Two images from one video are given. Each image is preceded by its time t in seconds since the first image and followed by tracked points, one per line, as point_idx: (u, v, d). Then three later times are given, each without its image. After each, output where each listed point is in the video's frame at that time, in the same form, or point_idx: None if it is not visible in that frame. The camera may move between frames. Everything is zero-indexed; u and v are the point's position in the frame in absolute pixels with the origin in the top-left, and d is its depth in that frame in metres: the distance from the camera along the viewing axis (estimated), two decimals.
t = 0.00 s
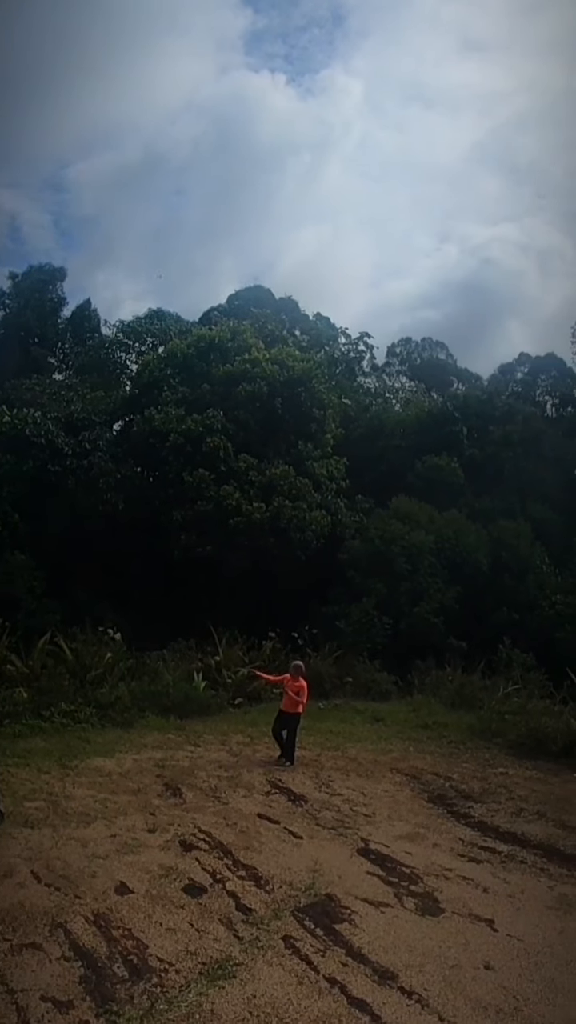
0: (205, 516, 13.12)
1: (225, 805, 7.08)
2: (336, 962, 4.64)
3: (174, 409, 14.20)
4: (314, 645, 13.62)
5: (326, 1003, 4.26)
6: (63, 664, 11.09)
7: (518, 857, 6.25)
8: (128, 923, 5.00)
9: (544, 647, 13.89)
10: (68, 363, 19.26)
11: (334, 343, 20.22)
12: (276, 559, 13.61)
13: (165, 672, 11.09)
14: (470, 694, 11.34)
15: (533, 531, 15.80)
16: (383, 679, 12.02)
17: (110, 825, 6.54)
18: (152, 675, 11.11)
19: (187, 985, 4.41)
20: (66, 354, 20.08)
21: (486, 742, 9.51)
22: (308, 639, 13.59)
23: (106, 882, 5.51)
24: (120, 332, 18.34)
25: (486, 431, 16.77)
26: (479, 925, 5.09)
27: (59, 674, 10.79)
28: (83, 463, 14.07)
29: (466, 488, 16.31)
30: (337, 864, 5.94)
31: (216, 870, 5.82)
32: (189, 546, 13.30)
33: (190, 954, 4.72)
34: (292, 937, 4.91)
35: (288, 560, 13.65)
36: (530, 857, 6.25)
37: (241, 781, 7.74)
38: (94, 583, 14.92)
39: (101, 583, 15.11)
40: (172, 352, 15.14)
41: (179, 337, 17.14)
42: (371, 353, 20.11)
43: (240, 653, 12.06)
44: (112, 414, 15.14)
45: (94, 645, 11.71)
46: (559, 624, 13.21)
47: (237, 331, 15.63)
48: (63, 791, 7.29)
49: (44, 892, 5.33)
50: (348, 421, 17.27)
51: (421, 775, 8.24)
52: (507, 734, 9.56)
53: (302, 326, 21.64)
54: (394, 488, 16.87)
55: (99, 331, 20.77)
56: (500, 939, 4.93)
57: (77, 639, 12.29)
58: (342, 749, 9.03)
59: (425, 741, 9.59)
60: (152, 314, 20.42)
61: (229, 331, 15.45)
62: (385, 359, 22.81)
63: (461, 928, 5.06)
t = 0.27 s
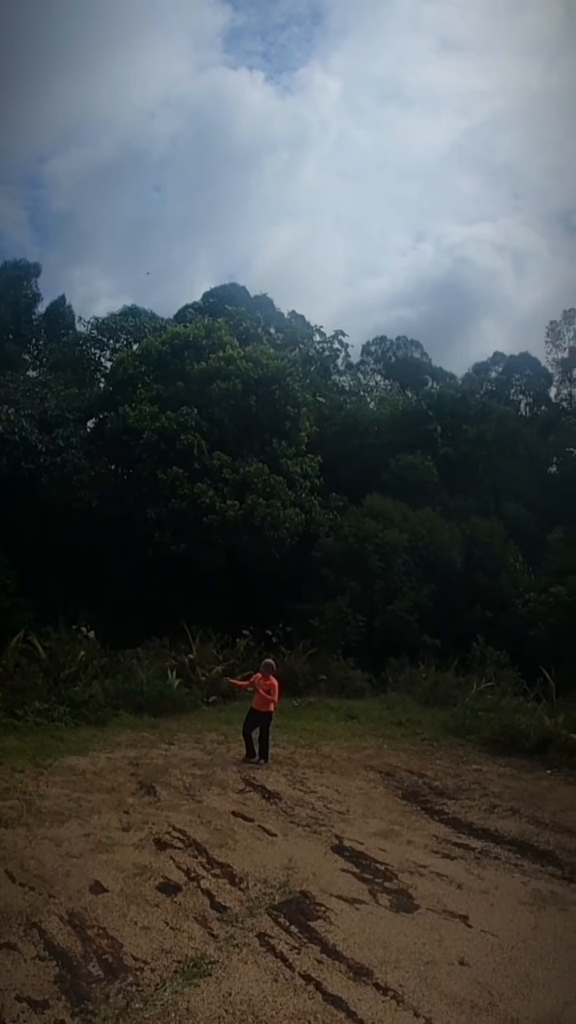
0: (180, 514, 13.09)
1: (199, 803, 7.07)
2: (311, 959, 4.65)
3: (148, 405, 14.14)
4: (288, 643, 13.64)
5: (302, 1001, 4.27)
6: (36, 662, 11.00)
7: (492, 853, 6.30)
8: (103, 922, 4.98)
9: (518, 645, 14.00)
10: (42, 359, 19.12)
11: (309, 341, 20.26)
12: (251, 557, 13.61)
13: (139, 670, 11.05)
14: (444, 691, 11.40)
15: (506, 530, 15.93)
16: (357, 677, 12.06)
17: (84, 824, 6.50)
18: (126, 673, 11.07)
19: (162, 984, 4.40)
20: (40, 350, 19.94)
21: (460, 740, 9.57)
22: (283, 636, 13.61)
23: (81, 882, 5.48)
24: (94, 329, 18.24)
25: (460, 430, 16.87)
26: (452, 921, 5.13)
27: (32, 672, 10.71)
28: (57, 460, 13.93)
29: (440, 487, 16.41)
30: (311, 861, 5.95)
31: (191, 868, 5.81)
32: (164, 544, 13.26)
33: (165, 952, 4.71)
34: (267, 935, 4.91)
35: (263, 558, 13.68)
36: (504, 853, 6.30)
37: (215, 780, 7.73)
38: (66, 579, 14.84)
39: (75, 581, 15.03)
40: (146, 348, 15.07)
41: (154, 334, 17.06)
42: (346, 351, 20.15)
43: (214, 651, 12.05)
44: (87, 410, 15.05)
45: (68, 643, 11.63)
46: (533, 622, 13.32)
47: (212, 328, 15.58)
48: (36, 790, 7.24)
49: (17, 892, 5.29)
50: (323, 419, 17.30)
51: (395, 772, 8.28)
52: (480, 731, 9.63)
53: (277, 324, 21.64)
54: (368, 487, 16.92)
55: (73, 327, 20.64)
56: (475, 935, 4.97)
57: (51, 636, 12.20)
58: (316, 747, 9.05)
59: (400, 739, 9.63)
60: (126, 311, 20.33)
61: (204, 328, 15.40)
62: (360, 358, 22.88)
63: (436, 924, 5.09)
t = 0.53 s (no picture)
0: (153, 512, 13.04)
1: (173, 802, 7.05)
2: (286, 957, 4.66)
3: (122, 403, 14.06)
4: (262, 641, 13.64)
5: (277, 998, 4.27)
6: (8, 660, 10.91)
7: (466, 849, 6.34)
8: (77, 922, 4.96)
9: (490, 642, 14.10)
10: (15, 355, 18.96)
11: (283, 339, 20.27)
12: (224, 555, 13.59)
13: (112, 669, 11.00)
14: (417, 688, 11.46)
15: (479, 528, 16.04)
16: (330, 674, 12.10)
17: (57, 823, 6.46)
18: (99, 671, 11.01)
19: (137, 983, 4.38)
20: (13, 347, 19.77)
21: (433, 737, 9.62)
22: (256, 634, 13.61)
23: (55, 881, 5.46)
24: (68, 326, 18.13)
25: (433, 429, 16.96)
26: (426, 918, 5.16)
27: (4, 671, 10.62)
28: (29, 457, 13.86)
29: (414, 485, 16.48)
30: (285, 859, 5.96)
31: (165, 867, 5.79)
32: (137, 542, 13.20)
33: (140, 951, 4.70)
34: (241, 933, 4.91)
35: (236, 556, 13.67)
36: (477, 850, 6.34)
37: (189, 778, 7.72)
38: (40, 578, 14.79)
39: (48, 579, 14.93)
40: (120, 345, 14.98)
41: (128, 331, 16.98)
42: (320, 349, 20.19)
43: (187, 649, 12.02)
44: (60, 407, 14.95)
45: (40, 641, 11.54)
46: (505, 620, 13.42)
47: (186, 325, 15.51)
48: (9, 790, 7.19)
49: None
50: (296, 417, 17.31)
51: (368, 770, 8.31)
52: (453, 729, 9.69)
53: (252, 322, 21.63)
54: (342, 485, 16.96)
55: (47, 324, 20.49)
56: (448, 931, 5.00)
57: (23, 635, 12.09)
58: (289, 745, 9.06)
59: (373, 736, 9.67)
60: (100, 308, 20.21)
61: (178, 325, 15.33)
62: (334, 357, 22.93)
63: (409, 920, 5.11)
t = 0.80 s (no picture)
0: (125, 510, 12.98)
1: (146, 800, 7.03)
2: (260, 955, 4.66)
3: (95, 400, 13.98)
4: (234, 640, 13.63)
5: (251, 996, 4.27)
6: None
7: (438, 846, 6.38)
8: (50, 922, 4.93)
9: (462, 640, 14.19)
10: None
11: (256, 337, 20.28)
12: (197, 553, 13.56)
13: (84, 668, 10.93)
14: (389, 686, 11.51)
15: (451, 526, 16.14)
16: (304, 673, 12.11)
17: (30, 823, 6.42)
18: (71, 670, 10.93)
19: (111, 983, 4.36)
20: None
21: (405, 735, 9.67)
22: (228, 632, 13.59)
23: (28, 881, 5.42)
24: (41, 322, 17.99)
25: (406, 428, 17.05)
26: (400, 915, 5.19)
27: None
28: (2, 453, 13.95)
29: (387, 484, 16.55)
30: (259, 857, 5.97)
31: (139, 866, 5.77)
32: (109, 541, 13.14)
33: (113, 951, 4.68)
34: (215, 931, 4.91)
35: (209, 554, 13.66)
36: (450, 847, 6.38)
37: (161, 776, 7.69)
38: (11, 579, 14.85)
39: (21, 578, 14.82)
40: (93, 342, 14.88)
41: (101, 328, 16.90)
42: (293, 347, 20.19)
43: (160, 647, 11.97)
44: (33, 405, 14.87)
45: (12, 640, 11.44)
46: (478, 618, 13.51)
47: (159, 322, 15.44)
48: None
49: None
50: (270, 416, 17.32)
51: (341, 767, 8.33)
52: (425, 726, 9.74)
53: (225, 319, 21.62)
54: (315, 483, 16.98)
55: (20, 320, 20.32)
56: (422, 928, 5.03)
57: None
58: (262, 743, 9.06)
59: (345, 734, 9.70)
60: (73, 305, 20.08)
61: (151, 322, 15.25)
62: (307, 356, 22.98)
63: (383, 917, 5.14)
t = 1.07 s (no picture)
0: (96, 508, 12.91)
1: (119, 799, 7.01)
2: (233, 953, 4.66)
3: (67, 398, 13.89)
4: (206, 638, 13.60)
5: (225, 995, 4.27)
6: None
7: (410, 843, 6.41)
8: (23, 923, 4.90)
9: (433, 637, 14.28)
10: None
11: (229, 335, 20.28)
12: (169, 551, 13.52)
13: (56, 667, 10.86)
14: (361, 684, 11.56)
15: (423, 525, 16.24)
16: (276, 670, 12.11)
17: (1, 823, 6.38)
18: (43, 669, 10.85)
19: (85, 983, 4.34)
20: None
21: (377, 732, 9.71)
22: (200, 630, 13.56)
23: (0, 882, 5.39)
24: (13, 319, 17.85)
25: (378, 427, 17.13)
26: (373, 911, 5.21)
27: None
28: None
29: (359, 482, 16.61)
30: (232, 855, 5.96)
31: (112, 865, 5.75)
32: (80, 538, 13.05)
33: (86, 950, 4.66)
34: (189, 930, 4.90)
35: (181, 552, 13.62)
36: (422, 844, 6.42)
37: (132, 775, 7.66)
38: None
39: None
40: (65, 339, 14.78)
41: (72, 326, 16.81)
42: (266, 346, 20.21)
43: (131, 646, 11.92)
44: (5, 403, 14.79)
45: None
46: (449, 616, 13.59)
47: (132, 319, 15.37)
48: None
49: None
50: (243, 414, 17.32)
51: (313, 765, 8.34)
52: (397, 724, 9.79)
53: (198, 317, 21.59)
54: (288, 481, 17.00)
55: None
56: (395, 924, 5.06)
57: None
58: (234, 741, 9.06)
59: (317, 732, 9.72)
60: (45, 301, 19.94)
61: (123, 320, 15.17)
62: (280, 354, 23.02)
63: (356, 914, 5.16)
